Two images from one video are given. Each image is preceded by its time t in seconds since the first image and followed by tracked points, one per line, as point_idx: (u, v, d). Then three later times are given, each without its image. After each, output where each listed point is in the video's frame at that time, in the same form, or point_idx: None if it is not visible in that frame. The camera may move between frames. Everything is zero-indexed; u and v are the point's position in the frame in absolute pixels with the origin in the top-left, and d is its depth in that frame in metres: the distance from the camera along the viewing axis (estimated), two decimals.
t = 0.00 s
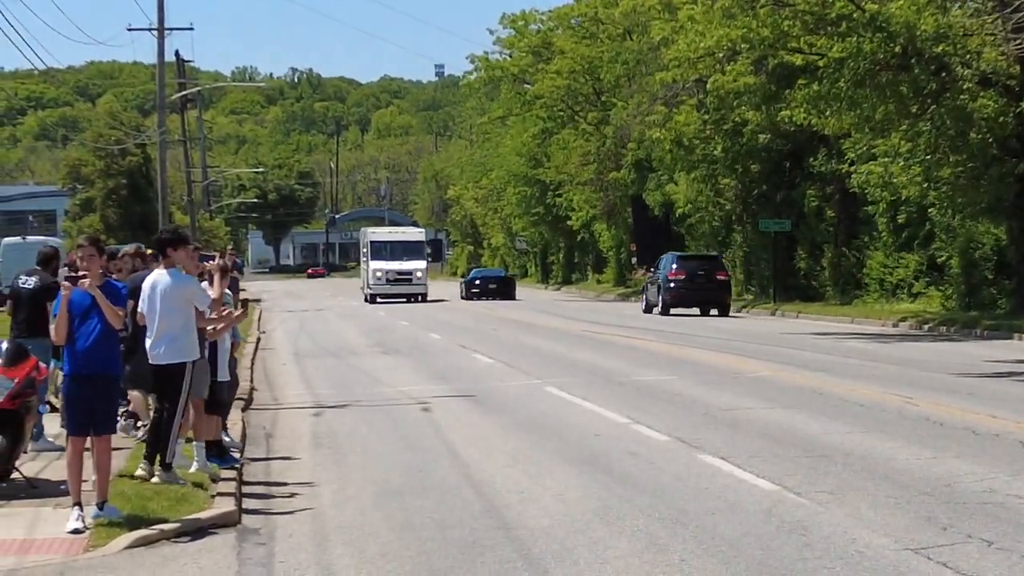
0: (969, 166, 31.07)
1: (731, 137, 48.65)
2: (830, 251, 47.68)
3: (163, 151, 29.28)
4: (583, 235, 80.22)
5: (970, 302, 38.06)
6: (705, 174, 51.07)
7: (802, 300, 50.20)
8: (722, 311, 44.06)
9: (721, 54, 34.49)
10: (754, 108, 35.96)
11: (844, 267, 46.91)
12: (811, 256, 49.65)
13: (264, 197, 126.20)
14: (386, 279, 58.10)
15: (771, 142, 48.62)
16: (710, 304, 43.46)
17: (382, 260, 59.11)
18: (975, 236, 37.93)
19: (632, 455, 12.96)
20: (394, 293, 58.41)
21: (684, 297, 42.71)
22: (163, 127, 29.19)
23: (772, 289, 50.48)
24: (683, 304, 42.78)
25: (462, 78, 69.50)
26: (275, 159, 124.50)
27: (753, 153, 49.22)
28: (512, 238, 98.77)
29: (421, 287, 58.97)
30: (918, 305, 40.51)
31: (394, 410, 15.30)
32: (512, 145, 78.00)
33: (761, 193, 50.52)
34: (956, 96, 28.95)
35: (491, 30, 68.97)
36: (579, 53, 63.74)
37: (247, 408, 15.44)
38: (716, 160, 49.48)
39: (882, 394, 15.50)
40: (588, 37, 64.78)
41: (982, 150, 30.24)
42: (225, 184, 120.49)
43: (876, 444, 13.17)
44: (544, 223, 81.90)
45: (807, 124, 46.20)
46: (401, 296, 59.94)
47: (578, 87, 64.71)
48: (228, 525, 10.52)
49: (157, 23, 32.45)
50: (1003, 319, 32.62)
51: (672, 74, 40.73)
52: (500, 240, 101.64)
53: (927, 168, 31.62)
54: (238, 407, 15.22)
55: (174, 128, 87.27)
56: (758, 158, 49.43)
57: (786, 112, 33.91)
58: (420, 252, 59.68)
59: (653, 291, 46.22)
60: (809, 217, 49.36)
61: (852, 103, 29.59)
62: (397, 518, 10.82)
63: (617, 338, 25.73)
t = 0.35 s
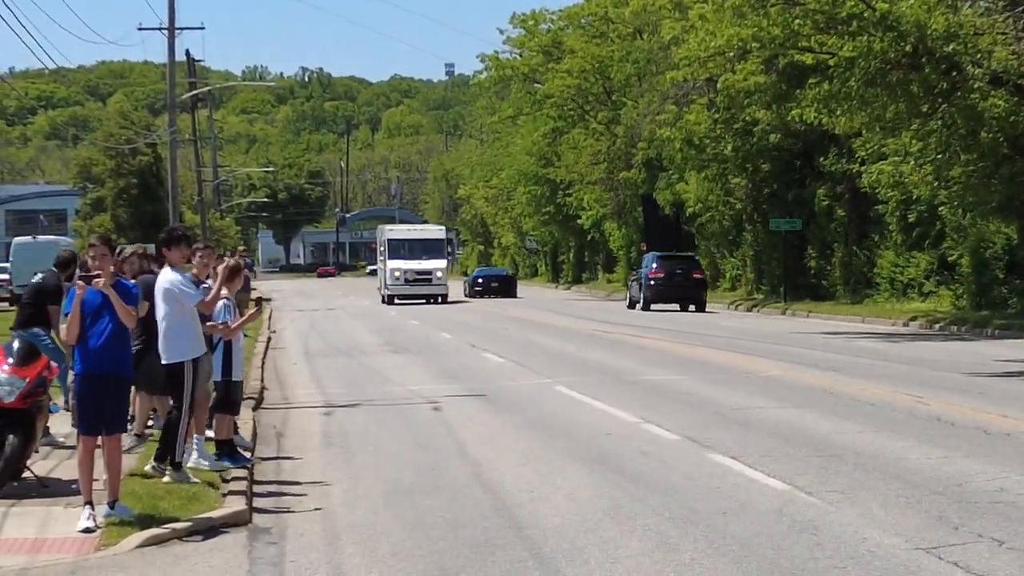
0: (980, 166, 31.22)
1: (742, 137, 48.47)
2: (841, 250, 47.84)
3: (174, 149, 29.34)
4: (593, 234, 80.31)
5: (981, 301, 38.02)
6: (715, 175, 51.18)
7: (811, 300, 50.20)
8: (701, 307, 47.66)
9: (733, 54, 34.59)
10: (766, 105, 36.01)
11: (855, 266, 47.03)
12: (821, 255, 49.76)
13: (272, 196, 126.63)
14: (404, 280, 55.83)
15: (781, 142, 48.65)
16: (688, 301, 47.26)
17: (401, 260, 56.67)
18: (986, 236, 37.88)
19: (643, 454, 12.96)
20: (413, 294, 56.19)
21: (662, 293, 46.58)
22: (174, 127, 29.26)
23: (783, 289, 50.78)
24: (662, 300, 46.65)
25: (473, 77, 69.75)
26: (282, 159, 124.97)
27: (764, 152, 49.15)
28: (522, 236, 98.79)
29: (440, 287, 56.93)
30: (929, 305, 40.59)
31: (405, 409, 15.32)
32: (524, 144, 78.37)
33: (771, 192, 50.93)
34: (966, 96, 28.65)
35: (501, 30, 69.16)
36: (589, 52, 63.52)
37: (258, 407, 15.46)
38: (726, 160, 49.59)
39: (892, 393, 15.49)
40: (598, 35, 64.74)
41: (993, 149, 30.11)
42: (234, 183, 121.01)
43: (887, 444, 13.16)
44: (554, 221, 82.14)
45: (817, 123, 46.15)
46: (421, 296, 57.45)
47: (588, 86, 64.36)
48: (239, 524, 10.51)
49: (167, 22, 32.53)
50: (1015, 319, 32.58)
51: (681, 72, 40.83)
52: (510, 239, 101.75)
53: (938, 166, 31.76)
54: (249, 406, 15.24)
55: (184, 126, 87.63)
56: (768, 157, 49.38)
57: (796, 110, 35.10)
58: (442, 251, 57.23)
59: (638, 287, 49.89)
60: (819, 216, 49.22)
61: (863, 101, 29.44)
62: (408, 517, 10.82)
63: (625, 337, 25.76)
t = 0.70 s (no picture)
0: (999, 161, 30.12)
1: (762, 135, 48.78)
2: (861, 249, 47.55)
3: (194, 148, 29.44)
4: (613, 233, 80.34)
5: (1004, 300, 37.99)
6: (735, 173, 51.41)
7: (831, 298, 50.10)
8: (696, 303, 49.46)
9: (753, 53, 34.53)
10: (786, 104, 36.09)
11: (876, 265, 46.72)
12: (842, 254, 49.41)
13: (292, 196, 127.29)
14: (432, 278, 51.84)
15: (801, 140, 48.54)
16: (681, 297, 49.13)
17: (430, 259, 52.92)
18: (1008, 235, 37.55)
19: (666, 451, 12.90)
20: (441, 294, 52.30)
21: (656, 291, 48.53)
22: (194, 125, 29.34)
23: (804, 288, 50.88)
24: (656, 297, 48.58)
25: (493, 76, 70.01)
26: (303, 159, 125.68)
27: (783, 151, 49.38)
28: (543, 236, 98.90)
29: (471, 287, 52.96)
30: (949, 304, 40.64)
31: (426, 406, 15.30)
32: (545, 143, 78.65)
33: (792, 191, 50.83)
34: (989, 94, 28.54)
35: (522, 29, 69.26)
36: (609, 50, 62.79)
37: (279, 404, 15.47)
38: (746, 159, 49.83)
39: (915, 391, 15.42)
40: (619, 34, 63.94)
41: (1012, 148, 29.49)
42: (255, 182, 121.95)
43: (910, 440, 13.08)
44: (574, 220, 82.26)
45: (838, 121, 46.16)
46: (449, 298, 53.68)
47: (608, 85, 63.90)
48: (263, 518, 10.46)
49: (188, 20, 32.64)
50: None
51: (700, 69, 40.92)
52: (530, 240, 101.73)
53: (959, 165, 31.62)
54: (270, 402, 15.23)
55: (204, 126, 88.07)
56: (788, 155, 49.60)
57: (816, 110, 34.65)
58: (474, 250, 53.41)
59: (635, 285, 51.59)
60: (839, 215, 49.01)
61: (886, 98, 29.56)
62: (431, 513, 10.77)
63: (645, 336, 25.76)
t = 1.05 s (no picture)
0: None
1: (818, 96, 48.77)
2: (919, 209, 46.84)
3: (248, 109, 29.57)
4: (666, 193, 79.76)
5: None
6: (791, 131, 51.51)
7: (888, 258, 49.60)
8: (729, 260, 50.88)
9: (810, 11, 34.04)
10: (844, 62, 35.90)
11: (933, 225, 45.98)
12: (898, 214, 48.84)
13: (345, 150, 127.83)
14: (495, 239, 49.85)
15: (858, 101, 48.07)
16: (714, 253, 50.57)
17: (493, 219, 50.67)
18: None
19: (730, 405, 12.86)
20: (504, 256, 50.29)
21: (687, 249, 50.12)
22: (247, 86, 29.46)
23: (859, 249, 50.40)
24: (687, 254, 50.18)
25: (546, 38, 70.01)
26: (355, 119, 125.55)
27: (839, 112, 49.23)
28: (595, 196, 98.41)
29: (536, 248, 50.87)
30: (1008, 263, 39.89)
31: (487, 361, 15.36)
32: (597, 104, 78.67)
33: (848, 151, 50.55)
34: None
35: None
36: (662, 11, 63.43)
37: (339, 360, 15.61)
38: (803, 118, 49.98)
39: (975, 348, 15.30)
40: None
41: None
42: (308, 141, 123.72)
43: (975, 396, 12.99)
44: (626, 181, 81.66)
45: (896, 80, 45.92)
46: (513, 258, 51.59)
47: (663, 45, 64.54)
48: (332, 468, 10.46)
49: None
50: None
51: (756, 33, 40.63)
52: (582, 200, 101.21)
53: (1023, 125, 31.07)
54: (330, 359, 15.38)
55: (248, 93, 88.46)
56: (845, 116, 49.38)
57: (875, 67, 34.57)
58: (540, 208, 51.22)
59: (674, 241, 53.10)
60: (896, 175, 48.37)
61: (942, 58, 29.51)
62: (500, 465, 10.76)
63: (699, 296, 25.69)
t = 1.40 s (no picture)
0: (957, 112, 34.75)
1: (785, 81, 53.54)
2: (858, 165, 51.42)
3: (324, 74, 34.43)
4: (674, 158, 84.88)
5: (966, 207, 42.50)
6: (762, 108, 56.14)
7: (832, 204, 54.25)
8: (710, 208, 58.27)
9: None
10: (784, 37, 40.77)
11: (869, 178, 50.59)
12: (843, 169, 53.46)
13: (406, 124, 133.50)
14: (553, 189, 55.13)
15: (813, 85, 52.94)
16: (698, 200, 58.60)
17: (551, 169, 55.86)
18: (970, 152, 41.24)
19: (729, 309, 17.38)
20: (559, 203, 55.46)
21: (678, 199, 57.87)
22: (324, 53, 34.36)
23: (813, 198, 55.23)
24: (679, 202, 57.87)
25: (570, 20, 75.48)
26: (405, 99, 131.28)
27: (798, 94, 53.74)
28: (615, 155, 102.90)
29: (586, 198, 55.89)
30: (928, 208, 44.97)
31: (546, 276, 20.01)
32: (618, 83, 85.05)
33: (806, 124, 55.09)
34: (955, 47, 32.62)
35: None
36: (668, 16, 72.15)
37: (438, 275, 20.32)
38: (772, 98, 54.87)
39: (918, 267, 19.76)
40: None
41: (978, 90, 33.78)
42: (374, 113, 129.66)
43: (907, 300, 17.47)
44: (637, 144, 86.84)
45: (843, 65, 50.79)
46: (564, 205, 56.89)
47: (668, 44, 71.68)
48: (440, 355, 15.00)
49: None
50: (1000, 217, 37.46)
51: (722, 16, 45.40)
52: (605, 158, 106.00)
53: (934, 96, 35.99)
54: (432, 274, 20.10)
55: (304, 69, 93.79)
56: (801, 97, 53.84)
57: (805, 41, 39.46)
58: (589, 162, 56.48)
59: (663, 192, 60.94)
60: (844, 139, 53.34)
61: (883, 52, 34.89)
62: (561, 347, 15.34)
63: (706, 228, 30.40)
